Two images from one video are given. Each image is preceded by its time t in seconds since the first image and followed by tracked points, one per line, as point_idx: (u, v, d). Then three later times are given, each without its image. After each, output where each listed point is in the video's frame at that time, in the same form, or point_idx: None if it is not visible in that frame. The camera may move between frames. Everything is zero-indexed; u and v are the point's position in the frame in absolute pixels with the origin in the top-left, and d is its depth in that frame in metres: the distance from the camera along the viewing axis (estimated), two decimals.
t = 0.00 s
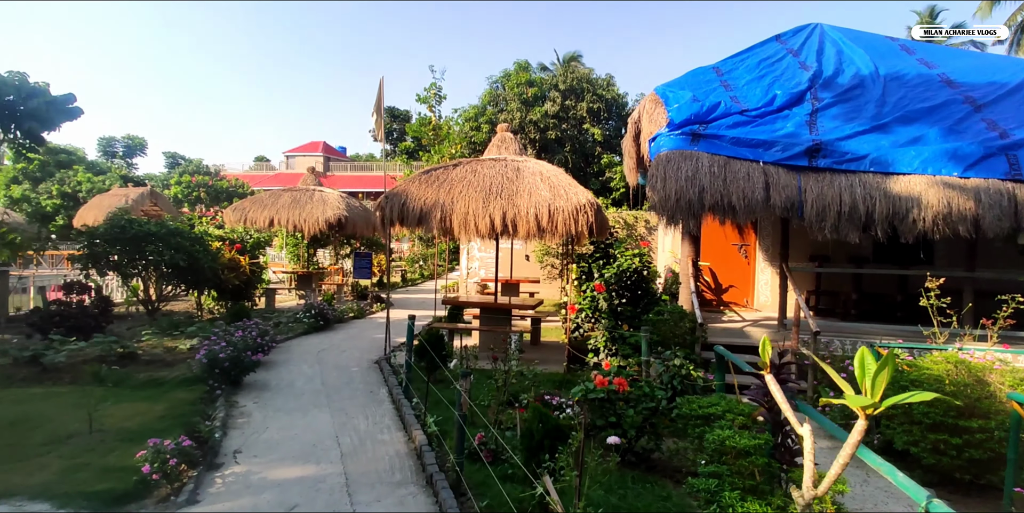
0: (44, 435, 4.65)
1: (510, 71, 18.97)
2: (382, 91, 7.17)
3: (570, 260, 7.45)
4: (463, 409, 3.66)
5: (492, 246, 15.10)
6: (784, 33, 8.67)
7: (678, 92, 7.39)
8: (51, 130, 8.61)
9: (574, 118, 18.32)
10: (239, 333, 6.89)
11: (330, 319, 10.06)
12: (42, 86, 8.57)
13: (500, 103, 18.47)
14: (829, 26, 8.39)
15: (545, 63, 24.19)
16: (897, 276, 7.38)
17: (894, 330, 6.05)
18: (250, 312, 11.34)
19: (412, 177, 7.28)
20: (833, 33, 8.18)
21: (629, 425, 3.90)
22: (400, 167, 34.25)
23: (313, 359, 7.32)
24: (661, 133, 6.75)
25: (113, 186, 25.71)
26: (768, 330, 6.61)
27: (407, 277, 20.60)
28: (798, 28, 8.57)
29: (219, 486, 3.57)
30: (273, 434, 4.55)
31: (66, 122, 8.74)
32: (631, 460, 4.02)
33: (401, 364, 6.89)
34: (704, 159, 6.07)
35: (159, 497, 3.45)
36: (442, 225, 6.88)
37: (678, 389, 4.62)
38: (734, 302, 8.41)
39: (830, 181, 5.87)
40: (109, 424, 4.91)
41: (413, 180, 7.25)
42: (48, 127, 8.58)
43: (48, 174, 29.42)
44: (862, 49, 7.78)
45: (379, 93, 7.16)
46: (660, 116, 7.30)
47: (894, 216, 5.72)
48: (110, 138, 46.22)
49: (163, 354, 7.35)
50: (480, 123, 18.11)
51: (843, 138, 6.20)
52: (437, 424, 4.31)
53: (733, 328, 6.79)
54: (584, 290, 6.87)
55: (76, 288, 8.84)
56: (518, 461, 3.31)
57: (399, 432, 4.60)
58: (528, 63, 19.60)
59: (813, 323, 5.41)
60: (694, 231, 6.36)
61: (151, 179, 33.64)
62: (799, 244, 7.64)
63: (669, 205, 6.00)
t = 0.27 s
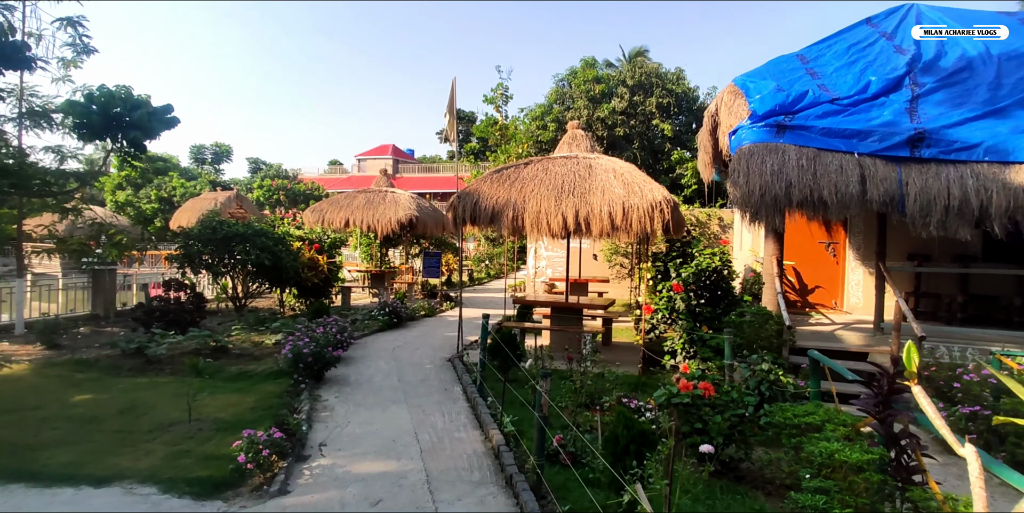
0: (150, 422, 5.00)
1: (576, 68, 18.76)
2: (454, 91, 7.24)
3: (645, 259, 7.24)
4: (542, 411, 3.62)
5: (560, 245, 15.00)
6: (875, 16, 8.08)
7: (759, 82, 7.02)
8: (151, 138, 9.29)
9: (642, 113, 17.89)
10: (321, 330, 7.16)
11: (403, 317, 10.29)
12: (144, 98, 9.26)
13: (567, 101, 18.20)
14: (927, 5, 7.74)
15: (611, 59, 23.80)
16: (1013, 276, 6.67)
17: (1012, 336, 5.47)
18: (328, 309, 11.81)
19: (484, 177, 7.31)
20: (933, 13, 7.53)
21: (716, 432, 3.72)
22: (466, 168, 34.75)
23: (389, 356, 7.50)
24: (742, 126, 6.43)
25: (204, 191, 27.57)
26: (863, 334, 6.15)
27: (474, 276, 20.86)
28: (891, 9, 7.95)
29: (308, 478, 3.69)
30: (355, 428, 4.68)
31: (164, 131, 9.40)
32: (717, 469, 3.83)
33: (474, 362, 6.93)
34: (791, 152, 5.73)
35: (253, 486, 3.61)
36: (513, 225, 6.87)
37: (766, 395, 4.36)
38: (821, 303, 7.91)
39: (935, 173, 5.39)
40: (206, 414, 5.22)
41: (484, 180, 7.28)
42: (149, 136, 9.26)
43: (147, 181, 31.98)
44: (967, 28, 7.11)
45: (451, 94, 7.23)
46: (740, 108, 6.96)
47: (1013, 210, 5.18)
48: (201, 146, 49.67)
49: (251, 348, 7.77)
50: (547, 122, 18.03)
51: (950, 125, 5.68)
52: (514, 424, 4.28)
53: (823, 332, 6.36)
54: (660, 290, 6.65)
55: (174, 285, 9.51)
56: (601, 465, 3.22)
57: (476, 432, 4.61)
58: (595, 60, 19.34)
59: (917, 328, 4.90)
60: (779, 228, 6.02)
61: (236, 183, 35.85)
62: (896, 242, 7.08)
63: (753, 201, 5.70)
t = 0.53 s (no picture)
0: (211, 427, 5.10)
1: (620, 70, 18.47)
2: (501, 95, 7.18)
3: (700, 263, 6.97)
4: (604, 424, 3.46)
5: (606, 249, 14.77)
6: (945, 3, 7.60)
7: (822, 75, 6.67)
8: (210, 150, 9.60)
9: (690, 113, 17.44)
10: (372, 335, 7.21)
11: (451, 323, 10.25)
12: (202, 111, 9.60)
13: (611, 103, 17.83)
14: None
15: (655, 60, 23.40)
16: None
17: None
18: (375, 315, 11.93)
19: (532, 181, 7.22)
20: None
21: (791, 449, 3.47)
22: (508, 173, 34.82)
23: (439, 362, 7.48)
24: (805, 122, 6.11)
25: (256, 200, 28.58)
26: (943, 343, 5.72)
27: (518, 282, 20.80)
28: None
29: (364, 488, 3.65)
30: (409, 437, 4.64)
31: (221, 142, 9.70)
32: (791, 487, 3.58)
33: (524, 369, 6.82)
34: (861, 148, 5.40)
35: (310, 495, 3.59)
36: (563, 229, 6.73)
37: (841, 408, 4.08)
38: (891, 309, 7.44)
39: None
40: (263, 420, 5.29)
41: (532, 185, 7.19)
42: (207, 148, 9.57)
43: (204, 191, 33.40)
44: None
45: (498, 98, 7.17)
46: (800, 103, 6.64)
47: None
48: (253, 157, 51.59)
49: (304, 353, 7.89)
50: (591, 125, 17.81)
51: None
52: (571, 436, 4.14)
53: (897, 340, 5.94)
54: (718, 295, 6.38)
55: (230, 292, 9.78)
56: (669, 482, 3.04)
57: (531, 442, 4.49)
58: (639, 61, 19.02)
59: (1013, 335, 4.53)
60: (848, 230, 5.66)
61: (286, 193, 37.00)
62: (976, 242, 6.59)
63: (820, 201, 5.38)
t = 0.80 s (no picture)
0: (210, 436, 4.95)
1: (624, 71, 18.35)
2: (508, 95, 7.04)
3: (711, 266, 6.82)
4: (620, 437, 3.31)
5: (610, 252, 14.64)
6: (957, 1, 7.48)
7: (835, 75, 6.55)
8: (210, 151, 9.46)
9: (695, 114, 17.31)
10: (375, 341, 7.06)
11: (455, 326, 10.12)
12: (202, 112, 9.48)
13: (614, 104, 17.67)
14: None
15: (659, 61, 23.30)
16: None
17: None
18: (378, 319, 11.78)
19: (539, 183, 7.08)
20: None
21: (816, 462, 3.33)
22: (510, 175, 34.72)
23: (443, 368, 7.34)
24: (820, 122, 5.98)
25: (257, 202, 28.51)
26: (963, 349, 5.56)
27: (521, 284, 20.68)
28: None
29: (369, 503, 3.50)
30: (414, 447, 4.49)
31: (222, 143, 9.57)
32: (815, 502, 3.43)
33: (530, 375, 6.68)
34: (879, 148, 5.26)
35: (313, 510, 3.45)
36: (571, 232, 6.59)
37: (864, 418, 3.92)
38: (905, 313, 7.23)
39: None
40: (264, 428, 5.15)
41: (539, 187, 7.05)
42: (208, 149, 9.44)
43: (206, 193, 33.37)
44: None
45: (505, 98, 7.02)
46: (813, 102, 6.50)
47: None
48: (255, 160, 51.54)
49: (306, 359, 7.76)
50: (595, 126, 17.68)
51: None
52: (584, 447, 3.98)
53: (916, 345, 5.78)
54: (730, 300, 6.23)
55: (231, 295, 9.65)
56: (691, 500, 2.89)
57: (541, 453, 4.33)
58: (643, 61, 18.90)
59: None
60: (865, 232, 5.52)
61: (288, 195, 36.92)
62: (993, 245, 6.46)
63: (838, 202, 5.23)
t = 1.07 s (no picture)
0: (204, 444, 4.78)
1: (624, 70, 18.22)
2: (510, 92, 6.88)
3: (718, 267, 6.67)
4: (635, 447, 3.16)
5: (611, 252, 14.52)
6: None
7: (844, 72, 6.42)
8: (206, 150, 9.28)
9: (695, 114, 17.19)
10: (374, 344, 6.90)
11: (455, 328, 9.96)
12: (198, 110, 9.29)
13: (614, 104, 17.58)
14: None
15: (659, 60, 23.19)
16: None
17: None
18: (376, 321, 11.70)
19: (542, 182, 6.93)
20: None
21: (838, 474, 3.19)
22: (508, 176, 34.60)
23: (443, 371, 7.18)
24: (830, 119, 5.84)
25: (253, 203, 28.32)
26: (977, 352, 5.43)
27: (519, 285, 20.54)
28: None
29: None
30: (416, 455, 4.33)
31: (218, 142, 9.38)
32: None
33: (533, 379, 6.53)
34: (891, 147, 5.13)
35: None
36: (575, 232, 6.43)
37: (883, 426, 3.79)
38: (914, 315, 7.16)
39: None
40: (260, 435, 4.98)
41: (542, 186, 6.91)
42: (203, 148, 9.25)
43: (203, 194, 33.20)
44: None
45: (507, 95, 6.86)
46: (822, 100, 6.37)
47: None
48: (251, 160, 51.26)
49: (304, 362, 7.59)
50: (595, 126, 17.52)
51: None
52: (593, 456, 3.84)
53: (928, 349, 5.65)
54: (738, 302, 6.08)
55: (226, 297, 9.46)
56: None
57: (548, 462, 4.18)
58: (643, 61, 18.77)
59: None
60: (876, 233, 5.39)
61: (284, 195, 36.70)
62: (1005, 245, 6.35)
63: (850, 202, 5.09)
